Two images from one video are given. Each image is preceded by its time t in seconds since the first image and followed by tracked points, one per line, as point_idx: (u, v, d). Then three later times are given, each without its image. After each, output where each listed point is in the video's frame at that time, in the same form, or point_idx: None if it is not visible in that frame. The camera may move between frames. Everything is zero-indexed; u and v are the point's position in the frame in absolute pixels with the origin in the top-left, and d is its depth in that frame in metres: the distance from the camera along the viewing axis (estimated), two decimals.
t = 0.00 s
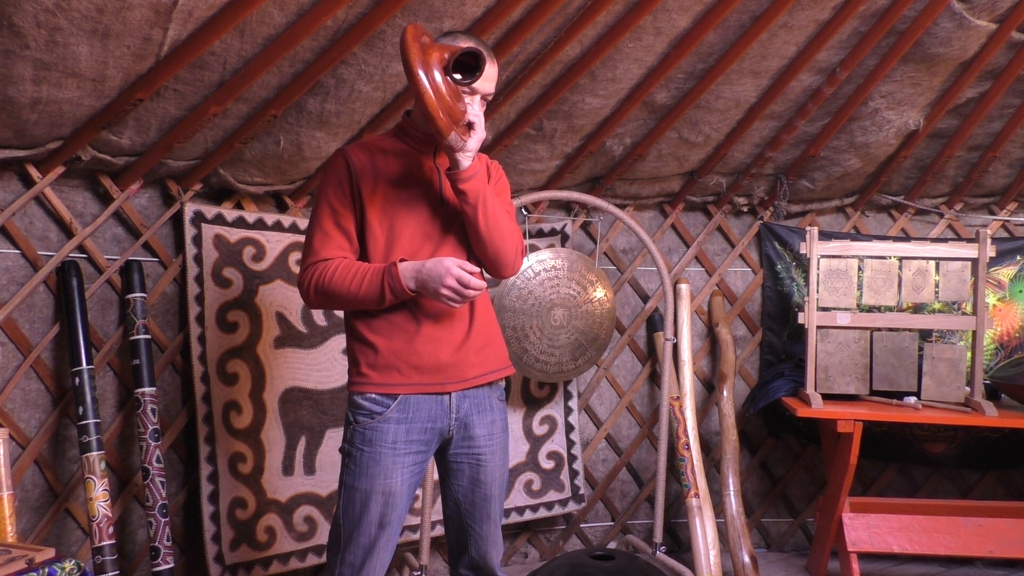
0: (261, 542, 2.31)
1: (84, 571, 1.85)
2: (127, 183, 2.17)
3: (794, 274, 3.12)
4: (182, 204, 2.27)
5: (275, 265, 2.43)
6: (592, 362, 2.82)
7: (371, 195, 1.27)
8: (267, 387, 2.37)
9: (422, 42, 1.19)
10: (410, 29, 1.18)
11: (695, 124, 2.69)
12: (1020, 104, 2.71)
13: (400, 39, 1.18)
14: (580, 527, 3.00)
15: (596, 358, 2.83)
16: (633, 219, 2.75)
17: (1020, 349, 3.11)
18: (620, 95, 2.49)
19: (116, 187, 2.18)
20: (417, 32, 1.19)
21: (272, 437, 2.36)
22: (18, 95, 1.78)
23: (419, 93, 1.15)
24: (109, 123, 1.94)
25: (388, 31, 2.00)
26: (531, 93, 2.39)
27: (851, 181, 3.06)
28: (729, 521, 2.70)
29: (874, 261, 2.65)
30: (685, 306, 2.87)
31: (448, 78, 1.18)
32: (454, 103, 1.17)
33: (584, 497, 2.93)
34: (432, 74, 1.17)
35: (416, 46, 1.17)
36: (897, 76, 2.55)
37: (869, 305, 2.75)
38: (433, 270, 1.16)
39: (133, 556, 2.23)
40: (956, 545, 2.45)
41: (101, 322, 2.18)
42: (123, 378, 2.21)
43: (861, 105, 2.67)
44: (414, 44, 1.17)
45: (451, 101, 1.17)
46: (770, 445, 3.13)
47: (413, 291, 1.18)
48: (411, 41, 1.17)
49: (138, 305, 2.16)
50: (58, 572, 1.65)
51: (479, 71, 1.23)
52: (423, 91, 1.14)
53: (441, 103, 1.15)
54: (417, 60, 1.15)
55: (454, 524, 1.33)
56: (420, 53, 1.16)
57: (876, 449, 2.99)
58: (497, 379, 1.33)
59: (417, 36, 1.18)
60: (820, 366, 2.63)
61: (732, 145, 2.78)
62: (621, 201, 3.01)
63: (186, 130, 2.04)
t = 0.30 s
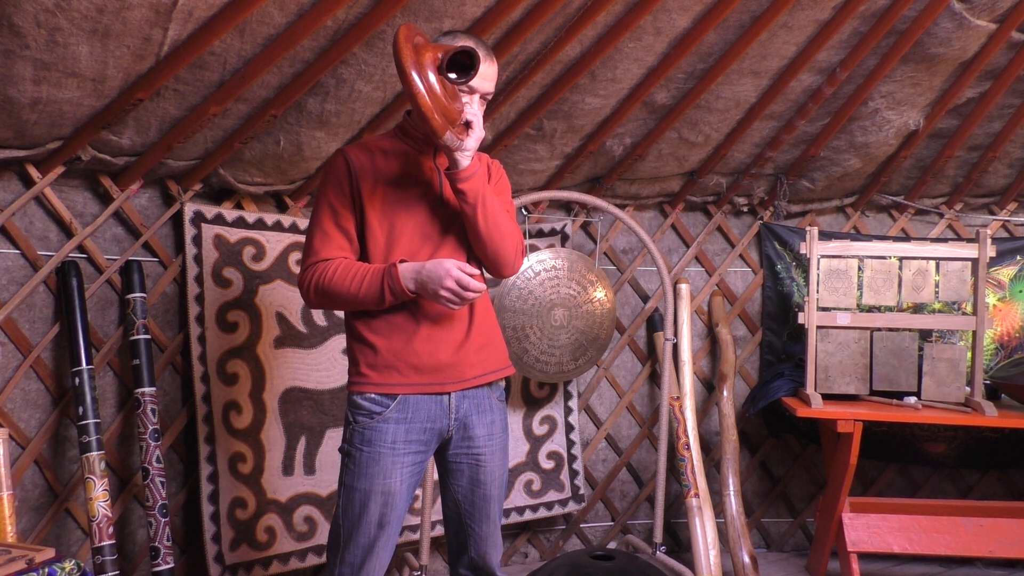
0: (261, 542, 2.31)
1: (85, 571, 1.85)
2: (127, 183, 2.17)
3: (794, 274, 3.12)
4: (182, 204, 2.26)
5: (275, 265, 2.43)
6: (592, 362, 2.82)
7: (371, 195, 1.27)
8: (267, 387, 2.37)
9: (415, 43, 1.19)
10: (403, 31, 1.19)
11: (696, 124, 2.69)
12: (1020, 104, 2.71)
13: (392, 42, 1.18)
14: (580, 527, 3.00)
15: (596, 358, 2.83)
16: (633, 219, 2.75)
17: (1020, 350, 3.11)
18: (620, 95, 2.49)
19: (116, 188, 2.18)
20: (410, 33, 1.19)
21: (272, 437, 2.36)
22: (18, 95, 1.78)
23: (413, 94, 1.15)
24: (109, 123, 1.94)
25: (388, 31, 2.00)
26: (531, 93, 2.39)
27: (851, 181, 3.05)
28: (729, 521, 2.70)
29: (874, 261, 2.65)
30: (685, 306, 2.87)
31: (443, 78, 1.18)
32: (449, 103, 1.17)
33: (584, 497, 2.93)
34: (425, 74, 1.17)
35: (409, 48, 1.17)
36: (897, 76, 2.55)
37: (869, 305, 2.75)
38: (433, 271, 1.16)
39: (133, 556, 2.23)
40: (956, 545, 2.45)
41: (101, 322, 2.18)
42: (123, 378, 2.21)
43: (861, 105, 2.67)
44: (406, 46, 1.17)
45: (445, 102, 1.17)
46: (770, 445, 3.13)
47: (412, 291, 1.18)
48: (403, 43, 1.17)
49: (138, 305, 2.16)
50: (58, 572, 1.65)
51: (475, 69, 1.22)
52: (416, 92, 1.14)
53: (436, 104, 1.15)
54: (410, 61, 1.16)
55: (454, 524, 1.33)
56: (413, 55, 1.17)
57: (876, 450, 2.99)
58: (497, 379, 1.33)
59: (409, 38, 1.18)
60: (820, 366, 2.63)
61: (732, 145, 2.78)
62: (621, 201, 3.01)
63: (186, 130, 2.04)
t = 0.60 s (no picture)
0: (261, 542, 2.31)
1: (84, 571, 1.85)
2: (127, 183, 2.17)
3: (794, 274, 3.12)
4: (182, 204, 2.26)
5: (275, 265, 2.43)
6: (592, 362, 2.82)
7: (371, 195, 1.27)
8: (267, 387, 2.36)
9: (418, 41, 1.19)
10: (406, 29, 1.19)
11: (696, 124, 2.69)
12: (1020, 104, 2.71)
13: (395, 40, 1.18)
14: (580, 527, 3.00)
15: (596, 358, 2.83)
16: (633, 219, 2.75)
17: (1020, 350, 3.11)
18: (620, 95, 2.49)
19: (116, 187, 2.18)
20: (413, 31, 1.19)
21: (272, 437, 2.36)
22: (18, 95, 1.78)
23: (417, 92, 1.15)
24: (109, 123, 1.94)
25: (388, 31, 2.00)
26: (531, 94, 2.39)
27: (851, 181, 3.06)
28: (729, 521, 2.70)
29: (874, 261, 2.65)
30: (685, 306, 2.87)
31: (446, 76, 1.18)
32: (452, 102, 1.17)
33: (584, 497, 2.93)
34: (428, 72, 1.17)
35: (413, 46, 1.17)
36: (897, 76, 2.55)
37: (869, 305, 2.75)
38: (434, 271, 1.16)
39: (133, 556, 2.23)
40: (956, 545, 2.45)
41: (101, 322, 2.18)
42: (123, 378, 2.21)
43: (861, 105, 2.67)
44: (410, 44, 1.17)
45: (448, 100, 1.17)
46: (770, 445, 3.13)
47: (413, 291, 1.18)
48: (407, 40, 1.17)
49: (138, 305, 2.16)
50: (58, 572, 1.64)
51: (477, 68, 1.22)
52: (419, 90, 1.14)
53: (439, 101, 1.15)
54: (413, 59, 1.16)
55: (455, 524, 1.33)
56: (416, 53, 1.17)
57: (876, 450, 2.99)
58: (497, 379, 1.33)
59: (413, 35, 1.18)
60: (820, 366, 2.63)
61: (732, 145, 2.78)
62: (621, 201, 3.01)
63: (186, 130, 2.04)
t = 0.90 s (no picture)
0: (261, 542, 2.31)
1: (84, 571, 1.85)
2: (127, 183, 2.17)
3: (794, 274, 3.12)
4: (182, 204, 2.26)
5: (275, 265, 2.43)
6: (592, 362, 2.82)
7: (372, 195, 1.27)
8: (266, 387, 2.36)
9: (418, 42, 1.19)
10: (406, 29, 1.19)
11: (696, 124, 2.69)
12: (1020, 104, 2.71)
13: (396, 40, 1.18)
14: (580, 527, 3.00)
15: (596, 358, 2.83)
16: (634, 219, 2.75)
17: (1020, 350, 3.10)
18: (620, 95, 2.49)
19: (116, 187, 2.18)
20: (413, 31, 1.19)
21: (272, 437, 2.36)
22: (18, 95, 1.78)
23: (418, 92, 1.14)
24: (109, 123, 1.94)
25: (388, 31, 2.00)
26: (531, 93, 2.39)
27: (850, 181, 3.06)
28: (729, 521, 2.70)
29: (874, 261, 2.65)
30: (685, 306, 2.87)
31: (446, 76, 1.18)
32: (454, 101, 1.17)
33: (584, 497, 2.93)
34: (429, 72, 1.17)
35: (413, 46, 1.17)
36: (897, 76, 2.55)
37: (869, 305, 2.75)
38: (435, 272, 1.16)
39: (133, 556, 2.23)
40: (956, 545, 2.45)
41: (101, 322, 2.18)
42: (123, 378, 2.21)
43: (861, 105, 2.67)
44: (410, 44, 1.17)
45: (450, 100, 1.17)
46: (770, 445, 3.13)
47: (414, 292, 1.18)
48: (407, 40, 1.17)
49: (138, 305, 2.16)
50: (59, 572, 1.64)
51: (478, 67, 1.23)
52: (421, 90, 1.14)
53: (440, 101, 1.15)
54: (414, 59, 1.16)
55: (455, 524, 1.33)
56: (418, 53, 1.17)
57: (877, 449, 2.99)
58: (498, 379, 1.32)
59: (413, 36, 1.18)
60: (820, 366, 2.63)
61: (732, 146, 2.78)
62: (621, 201, 3.01)
63: (186, 130, 2.04)
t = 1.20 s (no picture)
0: (261, 542, 2.31)
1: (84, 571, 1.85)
2: (126, 183, 2.17)
3: (794, 274, 3.12)
4: (182, 204, 2.26)
5: (275, 265, 2.43)
6: (592, 362, 2.82)
7: (373, 194, 1.27)
8: (266, 387, 2.37)
9: (421, 41, 1.19)
10: (409, 28, 1.18)
11: (696, 124, 2.69)
12: (1020, 104, 2.71)
13: (398, 39, 1.18)
14: (580, 527, 3.00)
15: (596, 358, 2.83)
16: (633, 219, 2.75)
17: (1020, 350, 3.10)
18: (620, 95, 2.49)
19: (116, 187, 2.18)
20: (416, 30, 1.19)
21: (272, 437, 2.36)
22: (18, 95, 1.78)
23: (420, 90, 1.14)
24: (109, 123, 1.94)
25: (388, 30, 2.00)
26: (531, 93, 2.39)
27: (850, 181, 3.06)
28: (729, 521, 2.70)
29: (874, 261, 2.65)
30: (685, 306, 2.87)
31: (448, 75, 1.18)
32: (455, 101, 1.17)
33: (584, 497, 2.93)
34: (432, 71, 1.17)
35: (415, 45, 1.17)
36: (897, 76, 2.55)
37: (869, 305, 2.75)
38: (435, 272, 1.16)
39: (133, 556, 2.23)
40: (956, 545, 2.45)
41: (101, 322, 2.18)
42: (123, 378, 2.21)
43: (861, 105, 2.67)
44: (412, 43, 1.17)
45: (451, 100, 1.17)
46: (770, 445, 3.13)
47: (415, 292, 1.18)
48: (409, 39, 1.17)
49: (138, 305, 2.16)
50: (59, 572, 1.64)
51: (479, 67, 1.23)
52: (423, 88, 1.14)
53: (443, 100, 1.15)
54: (417, 57, 1.15)
55: (455, 524, 1.33)
56: (420, 52, 1.16)
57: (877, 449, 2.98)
58: (498, 378, 1.32)
59: (416, 35, 1.18)
60: (820, 366, 2.63)
61: (732, 146, 2.78)
62: (621, 201, 3.01)
63: (186, 130, 2.04)
